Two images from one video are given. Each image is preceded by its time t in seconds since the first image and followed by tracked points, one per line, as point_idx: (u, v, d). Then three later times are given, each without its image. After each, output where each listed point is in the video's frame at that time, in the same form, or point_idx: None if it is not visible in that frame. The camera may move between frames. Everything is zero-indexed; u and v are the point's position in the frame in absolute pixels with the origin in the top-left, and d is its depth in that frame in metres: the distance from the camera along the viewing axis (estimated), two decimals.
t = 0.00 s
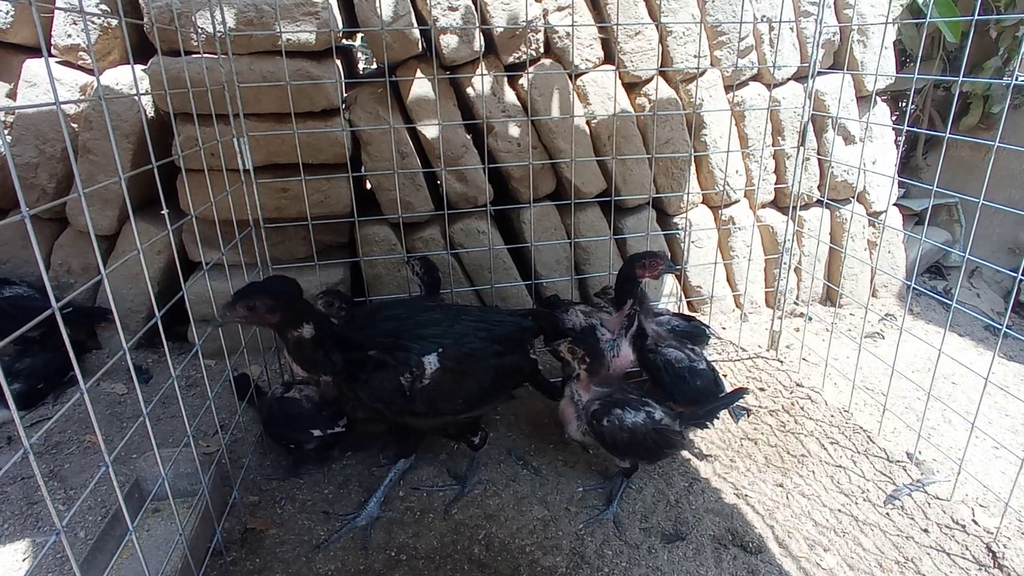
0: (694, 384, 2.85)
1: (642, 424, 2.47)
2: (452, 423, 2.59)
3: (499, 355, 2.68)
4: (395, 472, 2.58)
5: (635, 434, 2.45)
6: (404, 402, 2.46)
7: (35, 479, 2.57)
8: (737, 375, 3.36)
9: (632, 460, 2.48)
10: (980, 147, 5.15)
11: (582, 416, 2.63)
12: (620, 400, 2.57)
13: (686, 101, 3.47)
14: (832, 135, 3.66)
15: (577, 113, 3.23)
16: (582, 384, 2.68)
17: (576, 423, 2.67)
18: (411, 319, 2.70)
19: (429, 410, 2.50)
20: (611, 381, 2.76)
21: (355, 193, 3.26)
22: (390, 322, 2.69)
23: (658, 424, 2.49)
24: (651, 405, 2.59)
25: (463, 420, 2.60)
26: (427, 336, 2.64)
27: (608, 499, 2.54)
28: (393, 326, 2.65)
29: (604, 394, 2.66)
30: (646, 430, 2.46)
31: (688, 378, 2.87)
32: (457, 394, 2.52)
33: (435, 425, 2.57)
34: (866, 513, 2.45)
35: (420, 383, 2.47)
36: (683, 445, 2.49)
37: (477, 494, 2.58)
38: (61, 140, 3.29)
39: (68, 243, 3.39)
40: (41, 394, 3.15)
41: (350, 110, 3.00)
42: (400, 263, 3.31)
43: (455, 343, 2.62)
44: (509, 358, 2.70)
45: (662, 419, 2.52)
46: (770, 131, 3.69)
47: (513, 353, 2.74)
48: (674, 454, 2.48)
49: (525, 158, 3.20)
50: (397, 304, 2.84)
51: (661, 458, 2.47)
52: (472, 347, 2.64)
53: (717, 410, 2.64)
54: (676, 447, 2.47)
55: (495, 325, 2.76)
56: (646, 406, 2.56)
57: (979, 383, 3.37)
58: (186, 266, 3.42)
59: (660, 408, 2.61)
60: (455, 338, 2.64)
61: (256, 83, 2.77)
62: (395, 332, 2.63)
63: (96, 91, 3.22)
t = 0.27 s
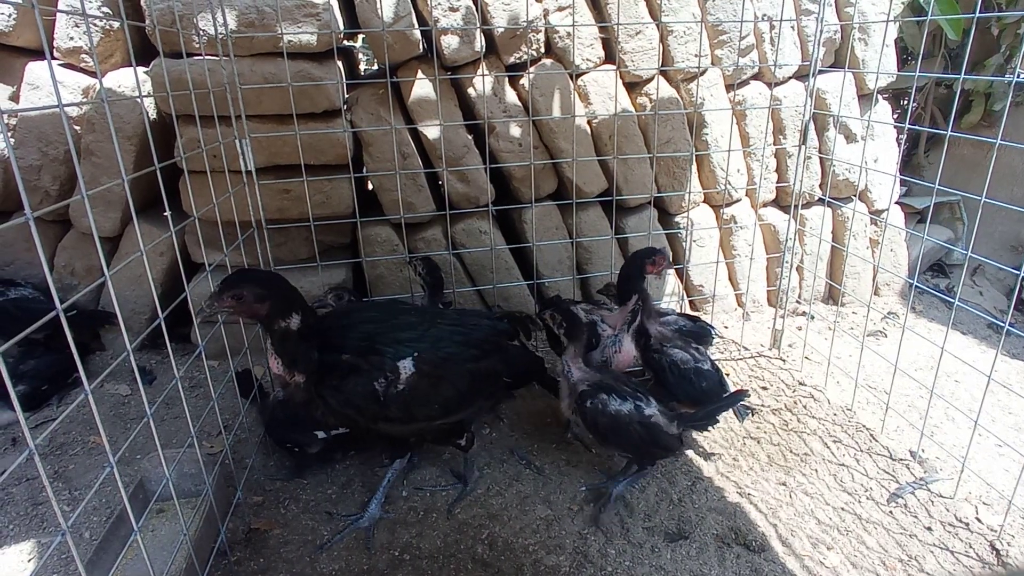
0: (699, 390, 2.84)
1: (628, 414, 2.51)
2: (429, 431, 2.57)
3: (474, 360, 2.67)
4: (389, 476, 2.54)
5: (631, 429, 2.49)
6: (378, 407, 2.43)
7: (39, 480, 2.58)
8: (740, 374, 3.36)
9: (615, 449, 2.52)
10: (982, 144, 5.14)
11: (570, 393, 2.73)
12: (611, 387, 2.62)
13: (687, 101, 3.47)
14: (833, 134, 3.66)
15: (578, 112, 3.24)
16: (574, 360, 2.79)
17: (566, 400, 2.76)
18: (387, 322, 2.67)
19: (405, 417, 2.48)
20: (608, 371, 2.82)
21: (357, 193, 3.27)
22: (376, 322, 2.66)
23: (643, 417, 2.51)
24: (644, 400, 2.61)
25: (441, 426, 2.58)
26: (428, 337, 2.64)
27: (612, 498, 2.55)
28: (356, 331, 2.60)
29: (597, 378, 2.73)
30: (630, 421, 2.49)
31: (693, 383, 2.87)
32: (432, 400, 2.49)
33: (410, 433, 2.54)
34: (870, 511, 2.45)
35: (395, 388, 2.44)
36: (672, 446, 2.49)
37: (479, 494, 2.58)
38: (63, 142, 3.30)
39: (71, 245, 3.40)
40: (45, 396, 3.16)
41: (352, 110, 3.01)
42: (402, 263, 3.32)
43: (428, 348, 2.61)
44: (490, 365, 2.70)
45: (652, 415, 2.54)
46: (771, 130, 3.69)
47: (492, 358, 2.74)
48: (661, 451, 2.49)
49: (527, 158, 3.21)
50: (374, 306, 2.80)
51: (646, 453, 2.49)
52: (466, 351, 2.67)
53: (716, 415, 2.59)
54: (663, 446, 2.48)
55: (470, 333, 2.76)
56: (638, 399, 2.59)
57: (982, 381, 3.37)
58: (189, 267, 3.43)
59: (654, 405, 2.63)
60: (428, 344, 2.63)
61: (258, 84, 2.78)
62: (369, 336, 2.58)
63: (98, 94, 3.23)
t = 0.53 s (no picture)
0: (691, 397, 2.80)
1: (584, 401, 2.62)
2: (423, 433, 2.53)
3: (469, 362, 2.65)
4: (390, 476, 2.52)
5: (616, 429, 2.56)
6: (371, 410, 2.42)
7: (42, 481, 2.58)
8: (742, 374, 3.35)
9: (579, 435, 2.61)
10: (985, 143, 5.13)
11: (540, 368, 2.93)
12: (577, 374, 2.75)
13: (688, 100, 3.45)
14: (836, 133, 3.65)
15: (580, 112, 3.23)
16: (550, 338, 2.97)
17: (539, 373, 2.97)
18: (379, 325, 2.68)
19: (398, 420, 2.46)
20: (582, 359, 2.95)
21: (359, 194, 3.27)
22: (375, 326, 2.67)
23: (600, 409, 2.59)
24: (607, 393, 2.69)
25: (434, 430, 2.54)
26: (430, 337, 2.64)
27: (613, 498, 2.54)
28: (351, 334, 2.61)
29: (567, 362, 2.89)
30: (584, 408, 2.60)
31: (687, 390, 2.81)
32: (426, 401, 2.47)
33: (403, 436, 2.51)
34: (873, 511, 2.44)
35: (388, 391, 2.43)
36: (625, 442, 2.56)
37: (481, 494, 2.58)
38: (65, 144, 3.30)
39: (73, 246, 3.40)
40: (47, 397, 3.16)
41: (353, 111, 3.01)
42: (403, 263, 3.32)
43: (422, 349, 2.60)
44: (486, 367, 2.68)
45: (609, 408, 2.62)
46: (773, 129, 3.69)
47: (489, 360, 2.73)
48: (611, 444, 2.57)
49: (528, 158, 3.21)
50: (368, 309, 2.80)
51: (598, 443, 2.58)
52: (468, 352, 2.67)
53: (681, 422, 2.58)
54: (614, 438, 2.56)
55: (467, 335, 2.76)
56: (600, 390, 2.68)
57: (985, 380, 3.36)
58: (190, 268, 3.44)
59: (618, 399, 2.70)
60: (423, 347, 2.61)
61: (259, 85, 2.78)
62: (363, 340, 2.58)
63: (100, 95, 3.24)
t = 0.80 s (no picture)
0: (679, 386, 2.88)
1: (561, 392, 2.67)
2: (423, 437, 2.54)
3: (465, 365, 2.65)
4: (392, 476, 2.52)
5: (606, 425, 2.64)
6: (369, 416, 2.43)
7: (44, 480, 2.59)
8: (743, 374, 3.35)
9: (558, 426, 2.66)
10: (987, 142, 5.12)
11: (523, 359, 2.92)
12: (556, 363, 2.77)
13: (689, 99, 3.44)
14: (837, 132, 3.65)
15: (581, 111, 3.23)
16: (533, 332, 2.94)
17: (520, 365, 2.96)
18: (373, 333, 2.67)
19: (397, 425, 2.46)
20: (565, 351, 2.92)
21: (360, 194, 3.27)
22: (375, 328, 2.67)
23: (581, 404, 2.65)
24: (586, 383, 2.74)
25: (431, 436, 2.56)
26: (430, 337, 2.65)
27: (614, 498, 2.54)
28: (350, 341, 2.62)
29: (548, 354, 2.85)
30: (562, 399, 2.65)
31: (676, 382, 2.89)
32: (425, 407, 2.47)
33: (403, 440, 2.52)
34: (874, 511, 2.44)
35: (384, 398, 2.43)
36: (601, 433, 2.63)
37: (483, 494, 2.58)
38: (67, 144, 3.31)
39: (75, 246, 3.41)
40: (50, 396, 3.17)
41: (354, 111, 3.01)
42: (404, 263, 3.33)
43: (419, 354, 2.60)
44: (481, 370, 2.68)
45: (587, 399, 2.67)
46: (774, 128, 3.68)
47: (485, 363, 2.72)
48: (587, 434, 2.64)
49: (529, 158, 3.21)
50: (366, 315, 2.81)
51: (574, 432, 2.65)
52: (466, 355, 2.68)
53: (659, 421, 2.66)
54: (590, 429, 2.63)
55: (466, 337, 2.76)
56: (579, 381, 2.72)
57: (987, 380, 3.35)
58: (192, 267, 3.44)
59: (597, 390, 2.75)
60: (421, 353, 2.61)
61: (261, 85, 2.78)
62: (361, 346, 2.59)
63: (101, 95, 3.24)
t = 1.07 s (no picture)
0: (658, 387, 2.93)
1: (564, 389, 2.67)
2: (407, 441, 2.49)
3: (452, 367, 2.58)
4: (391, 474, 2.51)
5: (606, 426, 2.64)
6: (349, 420, 2.36)
7: (45, 479, 2.59)
8: (743, 373, 3.35)
9: (558, 423, 2.67)
10: (986, 142, 5.13)
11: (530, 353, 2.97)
12: (561, 360, 2.78)
13: (689, 99, 3.44)
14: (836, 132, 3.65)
15: (581, 111, 3.23)
16: (539, 327, 2.99)
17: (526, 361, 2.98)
18: (356, 334, 2.59)
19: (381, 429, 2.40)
20: (571, 350, 2.94)
21: (360, 194, 3.28)
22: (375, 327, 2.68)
23: (582, 403, 2.65)
24: (589, 382, 2.74)
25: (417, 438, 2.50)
26: (430, 337, 2.65)
27: (614, 497, 2.55)
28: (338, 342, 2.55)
29: (555, 351, 2.89)
30: (563, 396, 2.66)
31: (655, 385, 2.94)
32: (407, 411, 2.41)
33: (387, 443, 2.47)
34: (874, 510, 2.44)
35: (365, 401, 2.35)
36: (600, 433, 2.63)
37: (483, 493, 2.58)
38: (67, 144, 3.31)
39: (75, 246, 3.41)
40: (51, 396, 3.17)
41: (354, 111, 3.01)
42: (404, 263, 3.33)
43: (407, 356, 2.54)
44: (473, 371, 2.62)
45: (587, 398, 2.67)
46: (774, 128, 3.69)
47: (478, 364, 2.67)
48: (586, 433, 2.64)
49: (529, 158, 3.21)
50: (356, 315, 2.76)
51: (573, 431, 2.65)
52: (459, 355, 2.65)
53: (656, 423, 2.65)
54: (589, 429, 2.63)
55: (460, 339, 2.71)
56: (582, 380, 2.72)
57: (987, 379, 3.36)
58: (192, 267, 3.44)
59: (600, 390, 2.75)
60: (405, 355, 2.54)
61: (261, 85, 2.79)
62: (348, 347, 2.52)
63: (101, 95, 3.25)
